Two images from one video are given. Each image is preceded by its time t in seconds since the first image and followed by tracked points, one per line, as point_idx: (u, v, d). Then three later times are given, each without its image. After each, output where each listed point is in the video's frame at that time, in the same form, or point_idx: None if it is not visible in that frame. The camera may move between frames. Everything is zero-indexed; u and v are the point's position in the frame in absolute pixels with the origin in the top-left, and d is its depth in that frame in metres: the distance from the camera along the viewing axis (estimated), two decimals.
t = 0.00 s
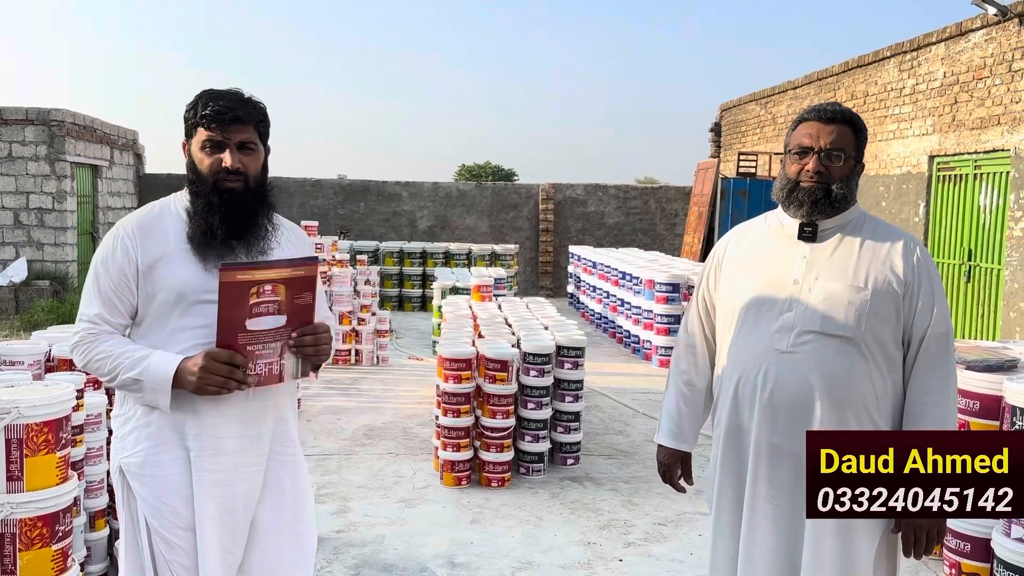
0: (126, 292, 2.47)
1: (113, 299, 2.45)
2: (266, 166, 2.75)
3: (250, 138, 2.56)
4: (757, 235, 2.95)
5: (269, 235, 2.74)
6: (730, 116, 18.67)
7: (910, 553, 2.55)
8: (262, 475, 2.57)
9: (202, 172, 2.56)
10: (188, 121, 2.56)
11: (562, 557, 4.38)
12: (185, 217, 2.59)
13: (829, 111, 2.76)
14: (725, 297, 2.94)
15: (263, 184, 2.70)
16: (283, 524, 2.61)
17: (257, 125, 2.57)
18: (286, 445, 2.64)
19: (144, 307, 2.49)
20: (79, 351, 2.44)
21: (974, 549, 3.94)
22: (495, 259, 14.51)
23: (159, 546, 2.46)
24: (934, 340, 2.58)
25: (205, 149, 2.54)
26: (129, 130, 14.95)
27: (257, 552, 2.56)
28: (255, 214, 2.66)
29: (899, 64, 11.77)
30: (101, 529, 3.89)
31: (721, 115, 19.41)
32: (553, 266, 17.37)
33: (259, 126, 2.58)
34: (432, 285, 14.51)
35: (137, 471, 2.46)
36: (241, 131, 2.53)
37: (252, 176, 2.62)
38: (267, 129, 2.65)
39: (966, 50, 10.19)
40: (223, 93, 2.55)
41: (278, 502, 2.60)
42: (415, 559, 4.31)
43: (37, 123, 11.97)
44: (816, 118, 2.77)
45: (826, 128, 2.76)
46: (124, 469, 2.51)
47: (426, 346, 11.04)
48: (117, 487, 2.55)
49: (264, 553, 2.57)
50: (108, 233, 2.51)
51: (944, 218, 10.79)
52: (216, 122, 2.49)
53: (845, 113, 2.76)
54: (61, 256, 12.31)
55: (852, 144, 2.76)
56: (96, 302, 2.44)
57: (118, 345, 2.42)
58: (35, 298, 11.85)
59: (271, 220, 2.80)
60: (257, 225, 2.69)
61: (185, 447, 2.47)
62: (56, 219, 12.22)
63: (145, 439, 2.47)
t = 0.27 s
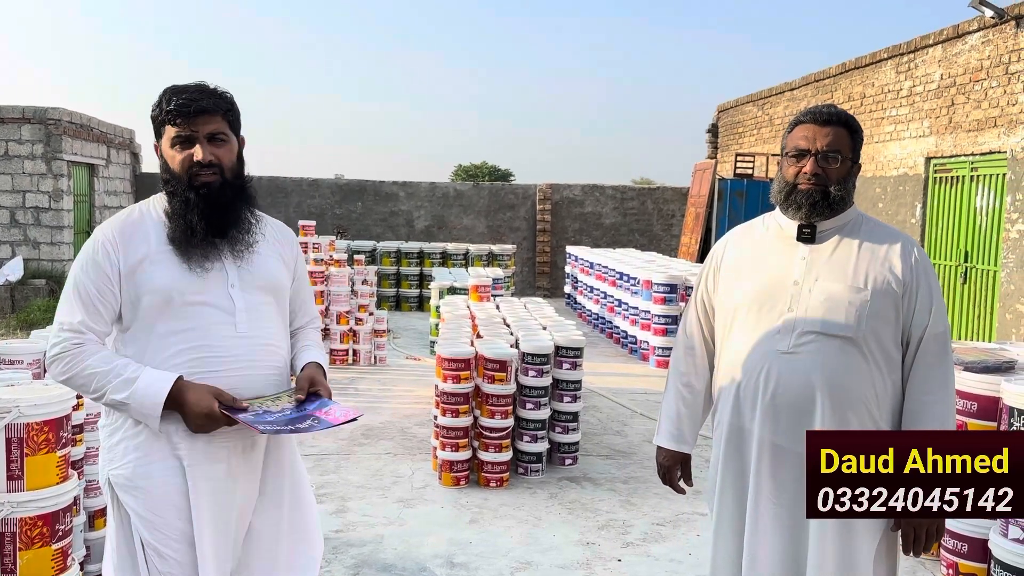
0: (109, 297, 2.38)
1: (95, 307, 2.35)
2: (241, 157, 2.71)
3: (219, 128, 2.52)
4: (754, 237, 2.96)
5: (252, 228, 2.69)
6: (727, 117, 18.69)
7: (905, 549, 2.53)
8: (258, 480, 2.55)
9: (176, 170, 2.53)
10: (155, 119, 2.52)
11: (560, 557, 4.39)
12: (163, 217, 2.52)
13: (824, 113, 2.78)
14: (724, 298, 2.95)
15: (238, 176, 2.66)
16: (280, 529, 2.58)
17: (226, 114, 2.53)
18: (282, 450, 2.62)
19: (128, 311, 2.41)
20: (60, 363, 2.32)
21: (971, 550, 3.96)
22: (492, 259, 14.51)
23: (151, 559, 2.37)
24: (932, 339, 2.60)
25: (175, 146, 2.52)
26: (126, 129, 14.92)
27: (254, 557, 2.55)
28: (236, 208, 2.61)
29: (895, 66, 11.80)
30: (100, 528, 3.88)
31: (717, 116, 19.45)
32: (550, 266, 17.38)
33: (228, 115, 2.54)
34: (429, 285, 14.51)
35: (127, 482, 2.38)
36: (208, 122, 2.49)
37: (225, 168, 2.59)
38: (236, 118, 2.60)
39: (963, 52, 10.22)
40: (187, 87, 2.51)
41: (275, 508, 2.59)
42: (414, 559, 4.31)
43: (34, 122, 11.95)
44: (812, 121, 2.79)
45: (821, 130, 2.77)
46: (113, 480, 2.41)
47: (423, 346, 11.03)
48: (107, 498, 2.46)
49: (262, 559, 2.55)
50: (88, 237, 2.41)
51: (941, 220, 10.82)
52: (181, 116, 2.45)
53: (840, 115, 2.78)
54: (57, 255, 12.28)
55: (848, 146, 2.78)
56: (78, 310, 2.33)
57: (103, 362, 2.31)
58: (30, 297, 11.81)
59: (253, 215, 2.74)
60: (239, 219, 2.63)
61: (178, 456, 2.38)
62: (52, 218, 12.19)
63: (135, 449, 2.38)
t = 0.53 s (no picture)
0: (94, 306, 2.26)
1: (80, 315, 2.24)
2: (222, 152, 2.61)
3: (197, 121, 2.42)
4: (751, 239, 2.98)
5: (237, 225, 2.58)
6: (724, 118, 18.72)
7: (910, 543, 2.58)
8: (259, 484, 2.44)
9: (155, 167, 2.42)
10: (131, 116, 2.42)
11: (560, 557, 4.40)
12: (146, 218, 2.41)
13: (816, 116, 2.81)
14: (722, 299, 2.97)
15: (219, 170, 2.56)
16: (283, 533, 2.47)
17: (203, 107, 2.43)
18: (282, 451, 2.52)
19: (114, 318, 2.30)
20: (46, 375, 2.20)
21: (969, 550, 3.98)
22: (489, 260, 14.53)
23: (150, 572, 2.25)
24: (929, 338, 2.62)
25: (153, 142, 2.41)
26: (123, 128, 14.90)
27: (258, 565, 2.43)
28: (221, 204, 2.51)
29: (893, 68, 11.84)
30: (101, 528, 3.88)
31: (714, 117, 19.49)
32: (548, 267, 17.40)
33: (206, 108, 2.44)
34: (427, 285, 14.51)
35: (122, 493, 2.26)
36: (186, 115, 2.39)
37: (206, 163, 2.49)
38: (214, 111, 2.50)
39: (959, 55, 10.26)
40: (161, 83, 2.43)
41: (278, 512, 2.47)
42: (414, 559, 4.32)
43: (31, 121, 11.93)
44: (804, 124, 2.81)
45: (814, 133, 2.80)
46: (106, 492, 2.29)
47: (421, 346, 11.04)
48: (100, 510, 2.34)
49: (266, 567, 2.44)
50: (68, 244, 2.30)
51: (938, 221, 10.87)
52: (157, 111, 2.36)
53: (832, 117, 2.80)
54: (54, 254, 12.26)
55: (840, 147, 2.80)
56: (61, 320, 2.21)
57: (90, 373, 2.19)
58: (27, 297, 11.77)
59: (238, 211, 2.64)
60: (224, 216, 2.52)
61: (174, 465, 2.26)
62: (50, 217, 12.16)
63: (129, 458, 2.26)
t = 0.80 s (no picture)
0: (94, 314, 2.27)
1: (80, 323, 2.25)
2: (216, 152, 2.61)
3: (191, 122, 2.42)
4: (746, 240, 3.01)
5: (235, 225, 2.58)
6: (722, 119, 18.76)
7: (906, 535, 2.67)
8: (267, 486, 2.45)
9: (149, 170, 2.42)
10: (124, 120, 2.41)
11: (561, 556, 4.42)
12: (143, 223, 2.41)
13: (805, 119, 2.83)
14: (720, 300, 2.99)
15: (214, 171, 2.56)
16: (292, 533, 2.49)
17: (196, 107, 2.43)
18: (290, 452, 2.52)
19: (117, 324, 2.31)
20: (48, 386, 2.21)
21: (968, 550, 4.02)
22: (488, 260, 14.55)
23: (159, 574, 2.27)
24: (924, 334, 2.65)
25: (146, 145, 2.41)
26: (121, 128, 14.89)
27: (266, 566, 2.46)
28: (218, 205, 2.51)
29: (890, 70, 11.89)
30: (105, 527, 3.89)
31: (712, 118, 19.54)
32: (546, 267, 17.43)
33: (198, 108, 2.44)
34: (425, 285, 14.53)
35: (132, 497, 2.27)
36: (179, 116, 2.39)
37: (201, 163, 2.49)
38: (206, 111, 2.51)
39: (957, 57, 10.31)
40: (152, 84, 2.42)
41: (286, 513, 2.49)
42: (417, 558, 4.34)
43: (30, 121, 11.92)
44: (793, 127, 2.84)
45: (803, 136, 2.82)
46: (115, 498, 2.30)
47: (420, 347, 11.06)
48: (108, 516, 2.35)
49: (275, 568, 2.46)
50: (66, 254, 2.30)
51: (935, 223, 10.92)
52: (149, 113, 2.36)
53: (820, 119, 2.82)
54: (52, 254, 12.25)
55: (830, 148, 2.82)
56: (62, 330, 2.22)
57: (93, 379, 2.20)
58: (26, 296, 11.76)
59: (235, 210, 2.63)
60: (222, 217, 2.53)
61: (183, 468, 2.28)
62: (48, 216, 12.16)
63: (138, 463, 2.26)
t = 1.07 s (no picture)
0: (103, 313, 2.30)
1: (89, 322, 2.29)
2: (226, 152, 2.61)
3: (200, 122, 2.42)
4: (736, 243, 3.05)
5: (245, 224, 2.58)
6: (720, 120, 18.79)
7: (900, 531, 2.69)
8: (276, 485, 2.45)
9: (159, 169, 2.42)
10: (133, 119, 2.43)
11: (562, 555, 4.44)
12: (153, 222, 2.42)
13: (784, 122, 2.86)
14: (714, 302, 3.02)
15: (224, 170, 2.55)
16: (300, 534, 2.50)
17: (206, 107, 2.44)
18: (298, 451, 2.52)
19: (126, 323, 2.34)
20: (56, 383, 2.26)
21: (967, 548, 4.05)
22: (486, 260, 14.57)
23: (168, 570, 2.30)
24: (914, 328, 2.67)
25: (156, 144, 2.41)
26: (120, 128, 14.88)
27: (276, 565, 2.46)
28: (226, 205, 2.50)
29: (888, 71, 11.93)
30: (109, 525, 3.91)
31: (710, 119, 19.57)
32: (544, 268, 17.45)
33: (208, 108, 2.44)
34: (424, 286, 14.54)
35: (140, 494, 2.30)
36: (189, 116, 2.39)
37: (211, 163, 2.49)
38: (217, 110, 2.51)
39: (955, 58, 10.35)
40: (164, 83, 2.43)
41: (295, 511, 2.49)
42: (419, 557, 4.36)
43: (29, 120, 11.92)
44: (773, 131, 2.86)
45: (783, 139, 2.85)
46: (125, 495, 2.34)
47: (420, 346, 11.07)
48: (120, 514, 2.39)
49: (284, 567, 2.46)
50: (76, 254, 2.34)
51: (933, 224, 10.96)
52: (159, 112, 2.36)
53: (800, 121, 2.85)
54: (51, 254, 12.24)
55: (811, 149, 2.85)
56: (71, 328, 2.27)
57: (98, 371, 2.24)
58: (25, 296, 11.75)
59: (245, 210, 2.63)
60: (231, 216, 2.52)
61: (192, 465, 2.31)
62: (47, 216, 12.16)
63: (146, 459, 2.30)
